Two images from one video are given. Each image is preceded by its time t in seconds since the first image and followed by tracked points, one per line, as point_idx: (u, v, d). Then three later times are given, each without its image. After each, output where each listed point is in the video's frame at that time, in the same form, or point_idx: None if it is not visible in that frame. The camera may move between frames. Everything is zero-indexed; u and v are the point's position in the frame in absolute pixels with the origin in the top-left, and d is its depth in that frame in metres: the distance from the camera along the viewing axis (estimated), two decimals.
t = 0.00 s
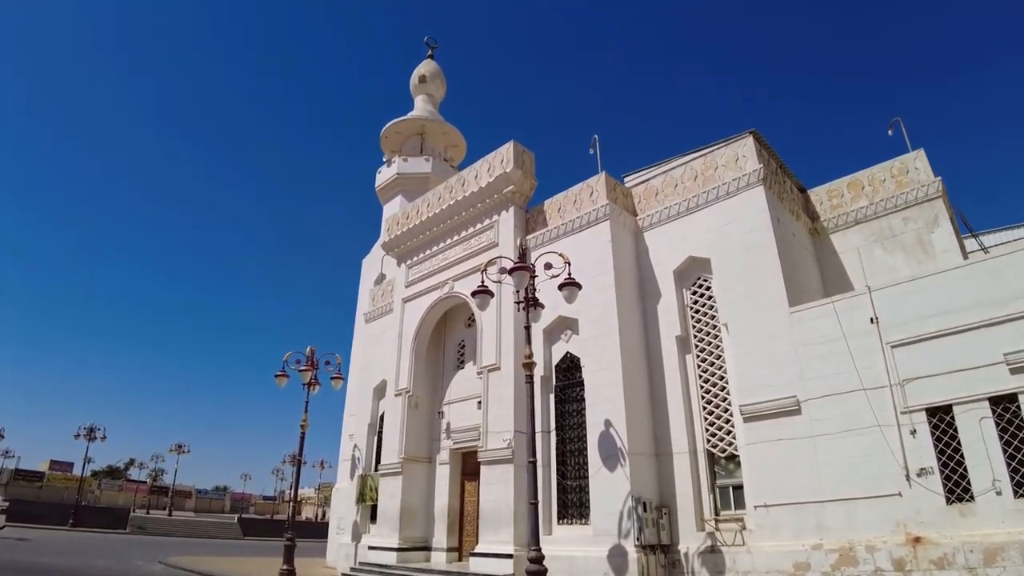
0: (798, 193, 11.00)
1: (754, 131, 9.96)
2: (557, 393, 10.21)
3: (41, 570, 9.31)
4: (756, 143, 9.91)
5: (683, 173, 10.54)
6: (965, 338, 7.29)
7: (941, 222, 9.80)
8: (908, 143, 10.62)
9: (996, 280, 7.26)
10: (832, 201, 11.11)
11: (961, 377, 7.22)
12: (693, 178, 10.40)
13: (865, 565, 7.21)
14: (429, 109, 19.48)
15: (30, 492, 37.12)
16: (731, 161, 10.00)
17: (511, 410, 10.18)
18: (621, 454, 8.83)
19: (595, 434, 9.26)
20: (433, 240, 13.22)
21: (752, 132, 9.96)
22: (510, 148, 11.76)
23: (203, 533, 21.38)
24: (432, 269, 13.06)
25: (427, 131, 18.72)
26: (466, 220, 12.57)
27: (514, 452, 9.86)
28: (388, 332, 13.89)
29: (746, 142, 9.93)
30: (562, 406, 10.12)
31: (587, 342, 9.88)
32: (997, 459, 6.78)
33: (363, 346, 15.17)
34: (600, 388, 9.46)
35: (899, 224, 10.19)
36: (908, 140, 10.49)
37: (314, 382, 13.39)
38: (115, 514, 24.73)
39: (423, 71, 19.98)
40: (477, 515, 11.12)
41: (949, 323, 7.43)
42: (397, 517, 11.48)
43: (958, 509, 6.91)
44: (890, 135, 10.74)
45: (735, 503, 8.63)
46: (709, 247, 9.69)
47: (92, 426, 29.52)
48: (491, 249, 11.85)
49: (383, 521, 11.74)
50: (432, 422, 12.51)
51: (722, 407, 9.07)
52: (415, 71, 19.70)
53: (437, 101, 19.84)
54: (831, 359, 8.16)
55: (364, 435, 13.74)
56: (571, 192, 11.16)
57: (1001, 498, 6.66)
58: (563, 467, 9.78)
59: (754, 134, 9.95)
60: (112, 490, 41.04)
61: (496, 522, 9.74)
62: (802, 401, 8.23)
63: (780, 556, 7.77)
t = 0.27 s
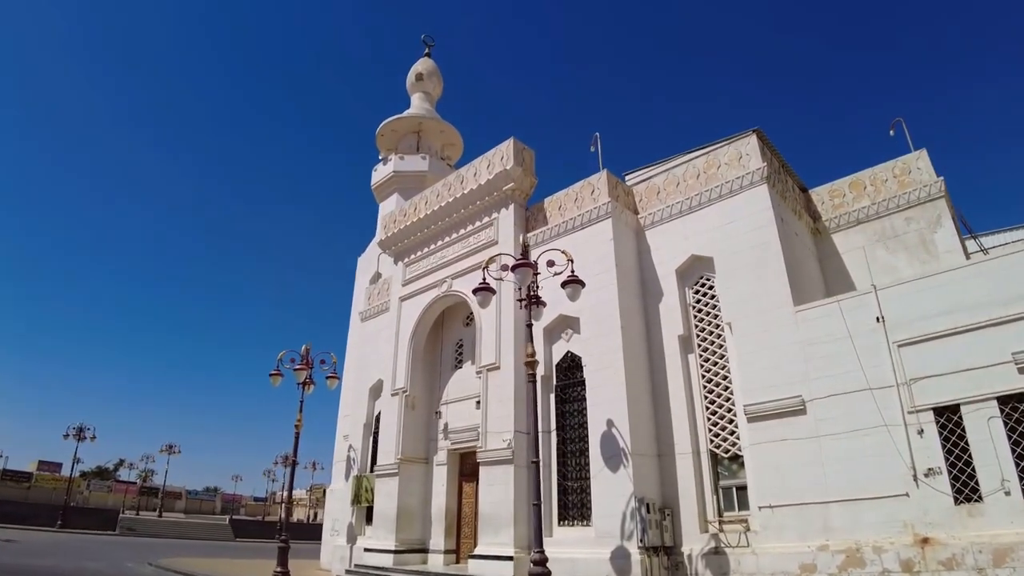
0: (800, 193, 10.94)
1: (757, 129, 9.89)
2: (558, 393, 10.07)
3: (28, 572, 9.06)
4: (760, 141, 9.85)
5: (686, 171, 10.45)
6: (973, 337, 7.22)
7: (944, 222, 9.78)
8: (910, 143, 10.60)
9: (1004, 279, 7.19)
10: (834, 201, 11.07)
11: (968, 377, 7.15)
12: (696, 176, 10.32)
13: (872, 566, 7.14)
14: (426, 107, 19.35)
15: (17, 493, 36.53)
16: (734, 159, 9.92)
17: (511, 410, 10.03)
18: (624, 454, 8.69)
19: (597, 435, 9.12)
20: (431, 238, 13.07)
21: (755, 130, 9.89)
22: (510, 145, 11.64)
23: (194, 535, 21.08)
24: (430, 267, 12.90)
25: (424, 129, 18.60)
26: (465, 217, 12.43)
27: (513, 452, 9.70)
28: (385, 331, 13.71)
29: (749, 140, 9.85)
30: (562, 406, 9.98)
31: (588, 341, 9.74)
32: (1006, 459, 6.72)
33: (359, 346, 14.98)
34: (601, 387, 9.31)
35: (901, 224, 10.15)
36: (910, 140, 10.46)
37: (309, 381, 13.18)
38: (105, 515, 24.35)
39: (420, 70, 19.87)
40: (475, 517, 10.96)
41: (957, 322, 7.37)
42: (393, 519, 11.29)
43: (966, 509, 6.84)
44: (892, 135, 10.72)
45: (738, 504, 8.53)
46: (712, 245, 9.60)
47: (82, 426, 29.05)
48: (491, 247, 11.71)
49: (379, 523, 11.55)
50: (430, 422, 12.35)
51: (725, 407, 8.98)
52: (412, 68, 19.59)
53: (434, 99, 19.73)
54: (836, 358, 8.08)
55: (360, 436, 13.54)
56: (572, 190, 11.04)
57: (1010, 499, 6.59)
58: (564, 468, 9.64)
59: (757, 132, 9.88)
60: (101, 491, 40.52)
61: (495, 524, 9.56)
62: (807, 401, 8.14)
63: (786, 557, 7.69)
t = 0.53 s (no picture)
0: (802, 192, 10.89)
1: (761, 127, 9.83)
2: (558, 393, 9.94)
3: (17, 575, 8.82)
4: (763, 139, 9.79)
5: (688, 170, 10.37)
6: (981, 337, 7.18)
7: (946, 222, 9.75)
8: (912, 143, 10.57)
9: (1012, 278, 7.15)
10: (836, 201, 11.03)
11: (976, 376, 7.10)
12: (699, 174, 10.24)
13: (880, 567, 7.08)
14: (422, 106, 19.23)
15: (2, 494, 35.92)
16: (738, 157, 9.86)
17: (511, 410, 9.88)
18: (627, 455, 8.57)
19: (599, 435, 8.97)
20: (429, 236, 12.92)
21: (758, 128, 9.83)
22: (510, 142, 11.53)
23: (185, 536, 20.77)
24: (428, 265, 12.75)
25: (421, 127, 18.47)
26: (464, 215, 12.29)
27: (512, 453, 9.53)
28: (382, 329, 13.54)
29: (752, 139, 9.80)
30: (563, 406, 9.85)
31: (588, 340, 9.60)
32: (1015, 459, 6.66)
33: (354, 345, 14.79)
34: (602, 387, 9.16)
35: (904, 224, 10.12)
36: (912, 140, 10.43)
37: (304, 381, 12.96)
38: (93, 517, 23.95)
39: (417, 67, 19.76)
40: (473, 518, 10.81)
41: (964, 321, 7.32)
42: (390, 521, 11.11)
43: (975, 510, 6.79)
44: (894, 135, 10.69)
45: (742, 504, 8.44)
46: (715, 244, 9.52)
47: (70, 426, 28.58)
48: (490, 245, 11.58)
49: (376, 525, 11.37)
50: (427, 422, 12.19)
51: (729, 407, 8.89)
52: (409, 66, 19.47)
53: (431, 97, 19.60)
54: (842, 357, 8.02)
55: (355, 436, 13.34)
56: (574, 187, 10.93)
57: (1019, 499, 6.54)
58: (564, 469, 9.50)
59: (761, 130, 9.82)
60: (89, 492, 39.98)
61: (494, 526, 9.40)
62: (813, 400, 8.06)
63: (792, 559, 7.61)
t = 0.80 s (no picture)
0: (804, 192, 10.83)
1: (765, 126, 9.77)
2: (560, 393, 9.81)
3: None
4: (767, 138, 9.73)
5: (691, 169, 10.29)
6: (988, 337, 7.13)
7: (949, 222, 9.73)
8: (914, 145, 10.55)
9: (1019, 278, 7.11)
10: (838, 201, 10.99)
11: (984, 377, 7.06)
12: (702, 173, 10.16)
13: (888, 569, 7.01)
14: (420, 104, 19.10)
15: None
16: (741, 156, 9.80)
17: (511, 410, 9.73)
18: (630, 456, 8.45)
19: (601, 435, 8.84)
20: (428, 234, 12.78)
21: (762, 127, 9.77)
22: (511, 140, 11.41)
23: (174, 537, 20.44)
24: (426, 264, 12.60)
25: (418, 125, 18.34)
26: (463, 213, 12.15)
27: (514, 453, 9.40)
28: (378, 329, 13.36)
29: (756, 138, 9.74)
30: (563, 407, 9.72)
31: (591, 339, 9.48)
32: None
33: (350, 344, 14.61)
34: (606, 387, 9.03)
35: (906, 225, 10.09)
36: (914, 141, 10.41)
37: (299, 380, 12.74)
38: (82, 517, 23.54)
39: (414, 65, 19.64)
40: (472, 520, 10.66)
41: (972, 322, 7.27)
42: (386, 523, 10.92)
43: (984, 511, 6.74)
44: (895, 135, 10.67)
45: (746, 506, 8.37)
46: (719, 243, 9.44)
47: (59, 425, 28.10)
48: (490, 243, 11.45)
49: (372, 527, 11.19)
50: (424, 422, 12.02)
51: (733, 407, 8.80)
52: (406, 64, 19.35)
53: (428, 95, 19.48)
54: (849, 357, 7.96)
55: (351, 437, 13.15)
56: (575, 186, 10.83)
57: None
58: (566, 470, 9.38)
59: (765, 129, 9.76)
60: (77, 493, 39.42)
61: (494, 528, 9.25)
62: (819, 401, 8.01)
63: (798, 561, 7.53)
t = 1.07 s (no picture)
0: (806, 192, 10.77)
1: (769, 125, 9.70)
2: (561, 393, 9.68)
3: None
4: (771, 137, 9.66)
5: (694, 168, 10.21)
6: (995, 338, 7.08)
7: (952, 223, 9.69)
8: (916, 145, 10.51)
9: None
10: (839, 202, 10.93)
11: (992, 377, 7.00)
12: (705, 172, 10.08)
13: (896, 571, 6.94)
14: (417, 102, 18.98)
15: None
16: (745, 155, 9.72)
17: (512, 412, 9.56)
18: (633, 457, 8.33)
19: (604, 437, 8.73)
20: (426, 232, 12.63)
21: (766, 126, 9.70)
22: (512, 137, 11.29)
23: (166, 539, 20.14)
24: (424, 263, 12.45)
25: (415, 124, 18.21)
26: (462, 211, 12.02)
27: (515, 454, 9.26)
28: (376, 328, 13.19)
29: (760, 137, 9.67)
30: (565, 408, 9.60)
31: (593, 339, 9.36)
32: None
33: (346, 344, 14.43)
34: (609, 388, 8.91)
35: (909, 226, 10.04)
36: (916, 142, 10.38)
37: (294, 380, 12.52)
38: (70, 519, 23.15)
39: (411, 64, 19.53)
40: (471, 522, 10.51)
41: (979, 322, 7.22)
42: (383, 525, 10.74)
43: (992, 512, 6.68)
44: (897, 136, 10.64)
45: (751, 508, 8.29)
46: (723, 243, 9.36)
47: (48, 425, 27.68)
48: (490, 242, 11.32)
49: (369, 529, 11.01)
50: (422, 423, 11.85)
51: (737, 408, 8.72)
52: (403, 63, 19.24)
53: (425, 94, 19.36)
54: (855, 357, 7.89)
55: (346, 438, 12.96)
56: (577, 184, 10.72)
57: None
58: (568, 472, 9.26)
59: (769, 128, 9.69)
60: (65, 494, 38.87)
61: (495, 530, 9.10)
62: (824, 401, 7.94)
63: (805, 563, 7.44)
